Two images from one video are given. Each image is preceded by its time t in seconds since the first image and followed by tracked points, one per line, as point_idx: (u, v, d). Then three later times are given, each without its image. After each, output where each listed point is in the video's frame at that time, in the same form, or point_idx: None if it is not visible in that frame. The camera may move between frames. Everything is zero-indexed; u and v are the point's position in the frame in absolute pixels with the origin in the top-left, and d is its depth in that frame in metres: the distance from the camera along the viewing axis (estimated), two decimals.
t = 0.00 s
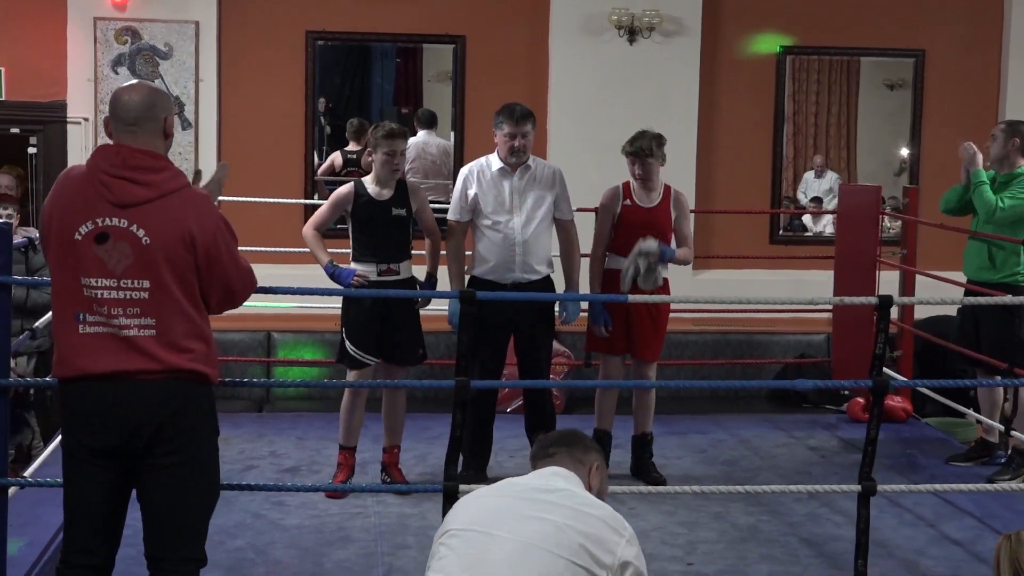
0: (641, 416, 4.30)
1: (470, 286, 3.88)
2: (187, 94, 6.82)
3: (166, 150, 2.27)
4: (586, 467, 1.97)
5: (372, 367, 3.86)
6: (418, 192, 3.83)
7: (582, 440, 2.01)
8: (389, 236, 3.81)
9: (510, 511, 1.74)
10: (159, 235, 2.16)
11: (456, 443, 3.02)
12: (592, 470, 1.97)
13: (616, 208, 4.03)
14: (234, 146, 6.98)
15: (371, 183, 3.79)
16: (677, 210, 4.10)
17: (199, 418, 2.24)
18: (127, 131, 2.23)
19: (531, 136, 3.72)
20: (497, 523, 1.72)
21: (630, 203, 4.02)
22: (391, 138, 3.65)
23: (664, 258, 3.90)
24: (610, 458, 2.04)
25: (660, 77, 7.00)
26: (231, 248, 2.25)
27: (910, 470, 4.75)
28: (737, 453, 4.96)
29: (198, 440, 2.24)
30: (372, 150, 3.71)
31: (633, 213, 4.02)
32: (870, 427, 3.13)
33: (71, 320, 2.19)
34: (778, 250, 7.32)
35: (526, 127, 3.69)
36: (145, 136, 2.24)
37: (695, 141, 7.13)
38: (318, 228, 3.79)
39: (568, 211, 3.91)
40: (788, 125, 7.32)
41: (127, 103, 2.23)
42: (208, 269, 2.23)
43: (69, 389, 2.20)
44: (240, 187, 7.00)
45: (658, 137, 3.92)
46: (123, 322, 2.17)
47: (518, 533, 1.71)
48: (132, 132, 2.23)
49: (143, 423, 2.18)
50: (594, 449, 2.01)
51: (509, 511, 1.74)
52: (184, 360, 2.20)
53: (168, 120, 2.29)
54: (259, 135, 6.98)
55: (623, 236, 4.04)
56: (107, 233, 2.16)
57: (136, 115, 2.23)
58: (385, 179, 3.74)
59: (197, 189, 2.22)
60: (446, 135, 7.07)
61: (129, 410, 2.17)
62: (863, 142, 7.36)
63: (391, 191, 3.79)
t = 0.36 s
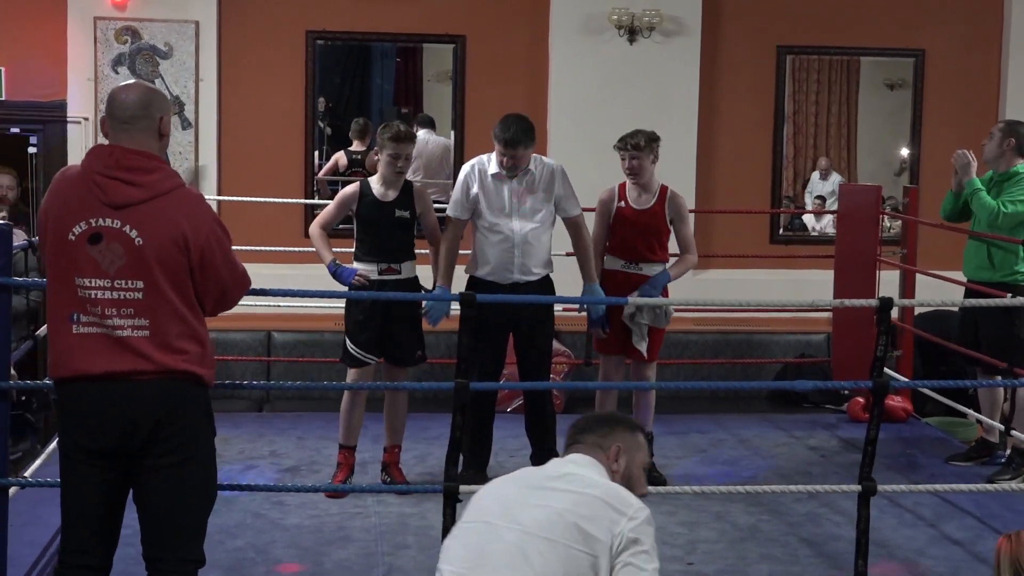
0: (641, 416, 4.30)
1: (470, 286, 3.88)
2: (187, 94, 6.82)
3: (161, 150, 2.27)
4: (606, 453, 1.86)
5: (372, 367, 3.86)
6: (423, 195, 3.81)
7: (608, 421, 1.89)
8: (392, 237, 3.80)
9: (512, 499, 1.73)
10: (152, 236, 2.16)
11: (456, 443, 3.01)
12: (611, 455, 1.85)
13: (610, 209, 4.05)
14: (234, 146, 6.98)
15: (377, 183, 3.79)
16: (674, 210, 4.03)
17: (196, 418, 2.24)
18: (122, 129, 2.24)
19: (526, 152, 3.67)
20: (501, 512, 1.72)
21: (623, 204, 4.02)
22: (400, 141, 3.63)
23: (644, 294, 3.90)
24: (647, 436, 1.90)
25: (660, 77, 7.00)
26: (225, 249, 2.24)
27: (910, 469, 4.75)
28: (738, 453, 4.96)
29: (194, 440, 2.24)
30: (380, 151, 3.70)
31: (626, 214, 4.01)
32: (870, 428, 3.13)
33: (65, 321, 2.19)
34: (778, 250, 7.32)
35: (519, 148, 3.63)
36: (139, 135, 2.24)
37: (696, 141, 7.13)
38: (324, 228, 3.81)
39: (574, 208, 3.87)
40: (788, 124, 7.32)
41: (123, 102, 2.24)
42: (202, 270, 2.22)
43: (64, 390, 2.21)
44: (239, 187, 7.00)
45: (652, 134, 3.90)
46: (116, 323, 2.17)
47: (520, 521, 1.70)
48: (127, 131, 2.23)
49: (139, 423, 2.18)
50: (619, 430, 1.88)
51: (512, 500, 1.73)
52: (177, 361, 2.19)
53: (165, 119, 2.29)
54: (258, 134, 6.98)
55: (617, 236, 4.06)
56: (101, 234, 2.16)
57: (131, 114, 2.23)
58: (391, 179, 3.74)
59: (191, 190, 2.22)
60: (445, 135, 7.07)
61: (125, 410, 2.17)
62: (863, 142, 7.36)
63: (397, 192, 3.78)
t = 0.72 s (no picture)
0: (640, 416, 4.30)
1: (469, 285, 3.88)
2: (187, 94, 6.82)
3: (160, 151, 2.27)
4: (719, 475, 1.75)
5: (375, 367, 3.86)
6: (423, 197, 3.83)
7: (724, 443, 1.77)
8: (393, 238, 3.80)
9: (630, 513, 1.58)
10: (151, 235, 2.16)
11: (456, 443, 3.01)
12: (723, 479, 1.74)
13: (595, 209, 4.05)
14: (234, 146, 6.98)
15: (377, 184, 3.79)
16: (658, 207, 4.04)
17: (196, 418, 2.24)
18: (121, 129, 2.24)
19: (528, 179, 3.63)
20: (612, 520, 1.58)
21: (608, 202, 4.03)
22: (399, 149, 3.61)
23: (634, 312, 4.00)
24: (766, 460, 1.78)
25: (660, 77, 7.00)
26: (223, 248, 2.24)
27: (910, 469, 4.74)
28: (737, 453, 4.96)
29: (194, 440, 2.24)
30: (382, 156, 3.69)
31: (612, 212, 4.02)
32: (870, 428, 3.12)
33: (63, 320, 2.19)
34: (778, 250, 7.32)
35: (523, 179, 3.59)
36: (138, 135, 2.24)
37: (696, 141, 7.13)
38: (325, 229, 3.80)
39: (581, 212, 3.82)
40: (788, 124, 7.31)
41: (123, 101, 2.24)
42: (200, 269, 2.23)
43: (62, 390, 2.20)
44: (239, 187, 7.00)
45: (635, 133, 3.91)
46: (115, 322, 2.17)
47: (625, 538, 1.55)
48: (125, 131, 2.23)
49: (138, 422, 2.18)
50: (733, 453, 1.76)
51: (630, 511, 1.58)
52: (175, 360, 2.19)
53: (164, 120, 2.29)
54: (258, 134, 6.98)
55: (605, 237, 4.05)
56: (99, 233, 2.16)
57: (130, 113, 2.23)
58: (393, 181, 3.73)
59: (189, 190, 2.22)
60: (446, 135, 7.07)
61: (124, 409, 2.17)
62: (864, 142, 7.36)
63: (398, 194, 3.79)
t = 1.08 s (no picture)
0: (638, 416, 4.30)
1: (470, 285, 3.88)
2: (187, 94, 6.82)
3: (160, 150, 2.27)
4: (827, 522, 1.76)
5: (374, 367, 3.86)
6: (426, 196, 3.82)
7: (838, 490, 1.78)
8: (394, 237, 3.79)
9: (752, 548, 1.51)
10: (153, 233, 2.16)
11: (456, 442, 3.01)
12: (831, 528, 1.75)
13: (593, 210, 4.03)
14: (234, 146, 6.98)
15: (380, 181, 3.80)
16: (654, 208, 4.06)
17: (195, 418, 2.24)
18: (120, 129, 2.24)
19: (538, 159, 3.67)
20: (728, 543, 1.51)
21: (606, 203, 4.02)
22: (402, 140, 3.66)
23: (637, 318, 4.02)
24: (873, 512, 1.80)
25: (660, 77, 7.00)
26: (224, 246, 2.24)
27: (910, 469, 4.74)
28: (737, 453, 4.96)
29: (194, 441, 2.24)
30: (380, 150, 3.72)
31: (610, 212, 4.01)
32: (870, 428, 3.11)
33: (64, 319, 2.19)
34: (778, 250, 7.32)
35: (534, 155, 3.63)
36: (138, 134, 2.24)
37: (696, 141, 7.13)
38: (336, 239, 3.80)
39: (574, 210, 3.87)
40: (788, 124, 7.31)
41: (123, 101, 2.24)
42: (201, 267, 2.23)
43: (62, 389, 2.20)
44: (239, 186, 7.00)
45: (635, 132, 3.96)
46: (116, 320, 2.17)
47: None
48: (125, 130, 2.23)
49: (138, 422, 2.18)
50: (846, 503, 1.77)
51: (744, 537, 1.51)
52: (176, 359, 2.19)
53: (164, 120, 2.29)
54: (258, 133, 6.98)
55: (603, 238, 4.04)
56: (100, 231, 2.16)
57: (130, 113, 2.23)
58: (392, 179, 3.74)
59: (190, 187, 2.22)
60: (446, 135, 7.07)
61: (124, 409, 2.17)
62: (864, 142, 7.36)
63: (401, 191, 3.79)
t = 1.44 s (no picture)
0: (637, 416, 4.30)
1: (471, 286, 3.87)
2: (188, 94, 6.83)
3: (161, 150, 2.27)
4: (862, 545, 1.91)
5: (374, 367, 3.86)
6: (424, 196, 3.83)
7: (874, 514, 1.93)
8: (394, 238, 3.79)
9: (775, 547, 1.72)
10: (154, 233, 2.16)
11: (456, 442, 3.00)
12: (866, 550, 1.91)
13: (597, 209, 4.03)
14: (234, 146, 6.98)
15: (378, 183, 3.81)
16: (658, 209, 4.06)
17: (195, 418, 2.24)
18: (121, 128, 2.24)
19: (534, 134, 3.75)
20: (753, 539, 1.73)
21: (610, 203, 4.02)
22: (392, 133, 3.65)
23: (642, 327, 4.00)
24: (907, 538, 1.95)
25: (660, 77, 7.01)
26: (224, 246, 2.24)
27: (910, 469, 4.73)
28: (737, 453, 4.96)
29: (194, 441, 2.24)
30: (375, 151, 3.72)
31: (614, 212, 4.02)
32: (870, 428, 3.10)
33: (65, 319, 2.19)
34: (778, 250, 7.32)
35: (530, 124, 3.73)
36: (140, 134, 2.24)
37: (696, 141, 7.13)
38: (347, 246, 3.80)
39: (574, 208, 3.90)
40: (788, 124, 7.31)
41: (125, 100, 2.24)
42: (201, 266, 2.23)
43: (63, 389, 2.20)
44: (239, 186, 7.00)
45: (646, 134, 3.98)
46: (116, 321, 2.17)
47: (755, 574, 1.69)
48: (126, 130, 2.23)
49: (139, 422, 2.18)
50: (881, 526, 1.92)
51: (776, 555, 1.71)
52: (177, 359, 2.19)
53: (165, 120, 2.29)
54: (258, 133, 6.98)
55: (606, 237, 4.04)
56: (101, 231, 2.16)
57: (132, 112, 2.24)
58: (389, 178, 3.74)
59: (190, 188, 2.22)
60: (446, 134, 7.08)
61: (123, 409, 2.17)
62: (864, 142, 7.36)
63: (399, 192, 3.79)
